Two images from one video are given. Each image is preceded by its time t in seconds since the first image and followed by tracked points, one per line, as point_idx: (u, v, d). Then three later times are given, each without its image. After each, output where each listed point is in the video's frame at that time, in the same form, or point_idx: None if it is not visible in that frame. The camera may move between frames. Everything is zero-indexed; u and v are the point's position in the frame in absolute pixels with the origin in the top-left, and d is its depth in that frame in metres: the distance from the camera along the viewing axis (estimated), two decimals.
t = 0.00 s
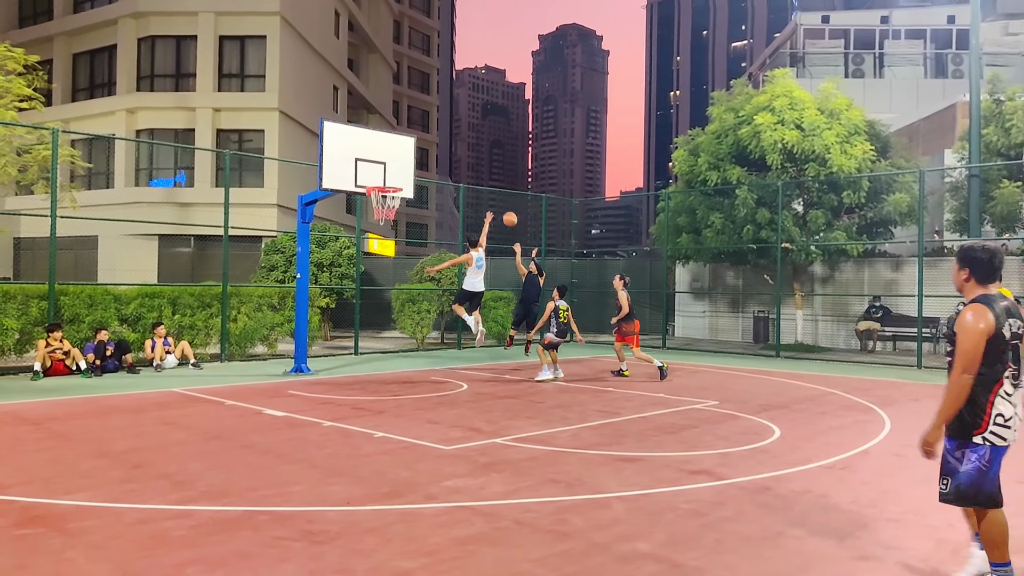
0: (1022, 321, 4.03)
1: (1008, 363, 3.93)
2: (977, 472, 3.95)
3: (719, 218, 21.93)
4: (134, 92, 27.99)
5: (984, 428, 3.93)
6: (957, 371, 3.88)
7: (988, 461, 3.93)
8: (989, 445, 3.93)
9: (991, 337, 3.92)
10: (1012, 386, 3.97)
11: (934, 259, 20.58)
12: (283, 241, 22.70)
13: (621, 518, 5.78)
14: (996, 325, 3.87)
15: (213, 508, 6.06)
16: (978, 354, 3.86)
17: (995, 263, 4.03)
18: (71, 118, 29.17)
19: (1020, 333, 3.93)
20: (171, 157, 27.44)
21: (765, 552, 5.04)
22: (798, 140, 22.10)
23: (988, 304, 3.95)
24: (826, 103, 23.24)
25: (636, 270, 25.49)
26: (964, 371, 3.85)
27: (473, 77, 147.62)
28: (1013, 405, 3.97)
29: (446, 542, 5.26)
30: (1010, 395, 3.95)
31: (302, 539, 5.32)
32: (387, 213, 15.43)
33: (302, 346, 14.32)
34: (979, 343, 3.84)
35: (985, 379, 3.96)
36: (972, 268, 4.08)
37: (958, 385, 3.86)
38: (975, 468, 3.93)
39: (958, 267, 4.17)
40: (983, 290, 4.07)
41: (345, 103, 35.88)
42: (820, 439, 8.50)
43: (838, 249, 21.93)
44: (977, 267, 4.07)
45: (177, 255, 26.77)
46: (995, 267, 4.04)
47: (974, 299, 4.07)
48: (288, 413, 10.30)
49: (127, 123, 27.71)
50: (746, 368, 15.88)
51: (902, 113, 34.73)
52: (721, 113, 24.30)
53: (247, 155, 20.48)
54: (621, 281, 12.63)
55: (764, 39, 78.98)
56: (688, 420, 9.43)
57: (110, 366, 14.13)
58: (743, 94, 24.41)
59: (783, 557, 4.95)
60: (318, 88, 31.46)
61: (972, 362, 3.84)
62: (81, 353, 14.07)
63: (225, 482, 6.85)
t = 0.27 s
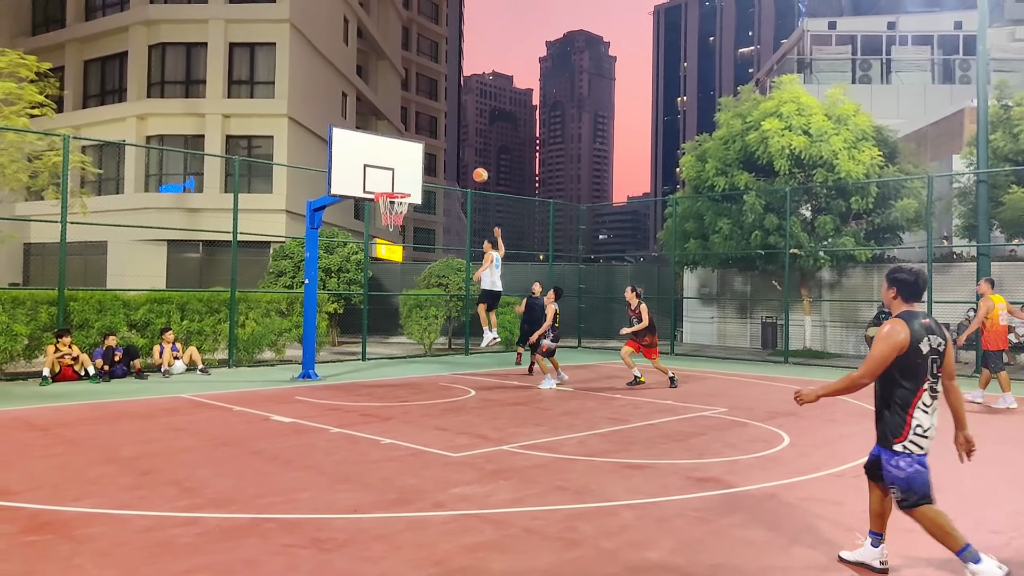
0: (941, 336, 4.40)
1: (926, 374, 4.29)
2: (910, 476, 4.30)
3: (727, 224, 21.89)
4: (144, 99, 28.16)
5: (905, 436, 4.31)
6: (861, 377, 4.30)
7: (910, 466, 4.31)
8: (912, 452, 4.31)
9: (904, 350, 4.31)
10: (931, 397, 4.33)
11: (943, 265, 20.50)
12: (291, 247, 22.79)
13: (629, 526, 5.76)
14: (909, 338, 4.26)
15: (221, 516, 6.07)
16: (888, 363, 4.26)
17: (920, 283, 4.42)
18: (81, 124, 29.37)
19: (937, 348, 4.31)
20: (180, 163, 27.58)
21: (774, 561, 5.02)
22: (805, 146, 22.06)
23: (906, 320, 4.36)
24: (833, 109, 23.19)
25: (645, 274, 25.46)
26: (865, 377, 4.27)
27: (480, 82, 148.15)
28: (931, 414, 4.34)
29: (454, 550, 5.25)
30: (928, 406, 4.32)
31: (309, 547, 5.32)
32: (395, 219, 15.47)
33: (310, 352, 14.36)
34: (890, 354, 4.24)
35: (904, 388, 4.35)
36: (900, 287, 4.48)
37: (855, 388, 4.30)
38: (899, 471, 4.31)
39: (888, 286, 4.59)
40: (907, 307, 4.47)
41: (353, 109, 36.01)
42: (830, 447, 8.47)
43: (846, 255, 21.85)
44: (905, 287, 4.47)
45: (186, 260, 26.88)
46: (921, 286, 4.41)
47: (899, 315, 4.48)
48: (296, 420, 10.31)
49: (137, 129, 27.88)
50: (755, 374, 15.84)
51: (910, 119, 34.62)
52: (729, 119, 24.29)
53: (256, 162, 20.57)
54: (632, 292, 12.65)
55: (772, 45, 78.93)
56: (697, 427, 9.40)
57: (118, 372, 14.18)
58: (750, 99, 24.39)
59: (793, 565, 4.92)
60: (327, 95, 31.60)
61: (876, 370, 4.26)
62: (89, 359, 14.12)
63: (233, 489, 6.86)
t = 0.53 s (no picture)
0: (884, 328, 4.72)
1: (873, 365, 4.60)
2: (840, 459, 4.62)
3: (739, 228, 21.82)
4: (157, 106, 28.40)
5: (839, 419, 4.60)
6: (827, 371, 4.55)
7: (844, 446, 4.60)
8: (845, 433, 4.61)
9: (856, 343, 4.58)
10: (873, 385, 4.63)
11: (957, 269, 20.36)
12: (303, 252, 22.90)
13: (642, 532, 5.73)
14: (861, 332, 4.53)
15: (233, 521, 6.08)
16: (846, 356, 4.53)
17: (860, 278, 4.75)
18: (94, 131, 29.63)
19: (880, 340, 4.63)
20: (193, 170, 27.77)
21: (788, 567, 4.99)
22: (818, 150, 21.97)
23: (854, 314, 4.65)
24: (846, 112, 23.07)
25: (655, 280, 25.74)
26: (832, 372, 4.52)
27: (491, 87, 148.56)
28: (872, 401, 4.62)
29: (466, 556, 5.24)
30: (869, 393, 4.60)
31: (322, 553, 5.33)
32: (406, 224, 15.52)
33: (322, 357, 14.41)
34: (845, 346, 4.51)
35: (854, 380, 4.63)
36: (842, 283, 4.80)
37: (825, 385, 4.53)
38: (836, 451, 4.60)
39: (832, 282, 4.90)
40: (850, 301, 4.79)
41: (365, 115, 36.16)
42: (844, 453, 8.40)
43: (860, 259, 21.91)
44: (848, 281, 4.79)
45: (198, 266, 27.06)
46: (861, 281, 4.75)
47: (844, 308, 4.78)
48: (308, 425, 10.34)
49: (150, 136, 28.10)
50: (766, 379, 15.75)
51: (923, 122, 34.42)
52: (741, 123, 24.23)
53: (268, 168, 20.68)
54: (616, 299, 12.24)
55: (783, 49, 78.71)
56: (709, 433, 9.35)
57: (132, 377, 14.29)
58: (762, 103, 24.31)
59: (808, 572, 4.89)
60: (338, 102, 31.74)
61: (839, 364, 4.51)
62: (104, 364, 14.22)
63: (245, 494, 6.88)
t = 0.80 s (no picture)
0: (823, 331, 4.94)
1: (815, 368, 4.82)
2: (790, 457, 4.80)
3: (752, 227, 21.71)
4: (168, 115, 28.60)
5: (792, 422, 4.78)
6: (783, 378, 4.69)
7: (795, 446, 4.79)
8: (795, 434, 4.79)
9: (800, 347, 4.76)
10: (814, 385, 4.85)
11: (973, 265, 20.15)
12: (315, 258, 23.00)
13: (658, 532, 5.71)
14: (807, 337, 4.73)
15: (251, 525, 6.12)
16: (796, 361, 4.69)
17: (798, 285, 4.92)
18: (108, 141, 29.89)
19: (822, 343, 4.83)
20: (206, 178, 27.95)
21: (806, 566, 4.96)
22: (830, 147, 21.83)
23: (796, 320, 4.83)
24: (858, 109, 22.92)
25: (667, 281, 25.49)
26: (788, 378, 4.67)
27: (501, 91, 148.72)
28: (813, 401, 4.84)
29: (482, 558, 5.24)
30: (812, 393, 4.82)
31: (339, 556, 5.34)
32: (418, 228, 15.56)
33: (336, 362, 14.46)
34: (794, 351, 4.68)
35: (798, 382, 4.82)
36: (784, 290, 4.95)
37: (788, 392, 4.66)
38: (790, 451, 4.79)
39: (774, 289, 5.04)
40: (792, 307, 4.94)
41: (375, 120, 36.26)
42: (861, 451, 8.34)
43: (874, 256, 21.72)
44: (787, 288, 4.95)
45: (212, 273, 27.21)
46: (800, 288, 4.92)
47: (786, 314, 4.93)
48: (323, 429, 10.37)
49: (162, 145, 28.30)
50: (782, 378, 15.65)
51: (937, 117, 34.14)
52: (752, 121, 24.15)
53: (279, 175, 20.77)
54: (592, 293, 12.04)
55: (793, 46, 78.29)
56: (725, 433, 9.31)
57: (148, 385, 14.38)
58: (774, 101, 24.20)
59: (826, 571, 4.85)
60: (348, 107, 31.86)
61: (792, 369, 4.66)
62: (120, 372, 14.32)
63: (262, 498, 6.91)
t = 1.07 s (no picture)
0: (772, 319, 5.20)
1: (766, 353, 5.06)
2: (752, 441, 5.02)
3: (762, 224, 21.64)
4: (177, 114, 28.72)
5: (751, 407, 5.03)
6: (725, 359, 4.94)
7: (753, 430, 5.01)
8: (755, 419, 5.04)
9: (751, 333, 5.03)
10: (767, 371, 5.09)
11: (985, 261, 20.06)
12: (325, 257, 23.09)
13: (668, 529, 5.71)
14: (756, 324, 4.99)
15: (262, 522, 6.15)
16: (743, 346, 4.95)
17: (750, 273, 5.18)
18: (117, 141, 30.07)
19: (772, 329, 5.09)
20: (214, 177, 28.07)
21: (817, 561, 4.95)
22: (840, 143, 21.70)
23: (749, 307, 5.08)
24: (869, 104, 22.79)
25: (677, 278, 25.36)
26: (731, 360, 4.93)
27: (509, 88, 148.63)
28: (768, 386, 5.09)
29: (493, 554, 5.26)
30: (766, 379, 5.07)
31: (350, 552, 5.37)
32: (427, 226, 15.59)
33: (346, 360, 14.51)
34: (742, 337, 4.94)
35: (751, 367, 5.07)
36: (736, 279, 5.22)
37: (725, 372, 4.92)
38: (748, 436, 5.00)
39: (728, 279, 5.31)
40: (744, 295, 5.21)
41: (384, 118, 36.28)
42: (871, 447, 8.32)
43: (885, 252, 21.53)
44: (740, 276, 5.20)
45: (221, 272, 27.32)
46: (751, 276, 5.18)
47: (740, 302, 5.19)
48: (334, 427, 10.42)
49: (171, 144, 28.42)
50: (792, 376, 15.62)
51: (947, 112, 33.94)
52: (762, 117, 24.09)
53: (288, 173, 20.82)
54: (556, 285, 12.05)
55: (803, 42, 77.93)
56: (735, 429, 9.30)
57: (159, 383, 14.46)
58: (784, 97, 24.13)
59: (838, 566, 4.85)
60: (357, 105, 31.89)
61: (737, 353, 4.92)
62: (131, 371, 14.40)
63: (273, 495, 6.96)
